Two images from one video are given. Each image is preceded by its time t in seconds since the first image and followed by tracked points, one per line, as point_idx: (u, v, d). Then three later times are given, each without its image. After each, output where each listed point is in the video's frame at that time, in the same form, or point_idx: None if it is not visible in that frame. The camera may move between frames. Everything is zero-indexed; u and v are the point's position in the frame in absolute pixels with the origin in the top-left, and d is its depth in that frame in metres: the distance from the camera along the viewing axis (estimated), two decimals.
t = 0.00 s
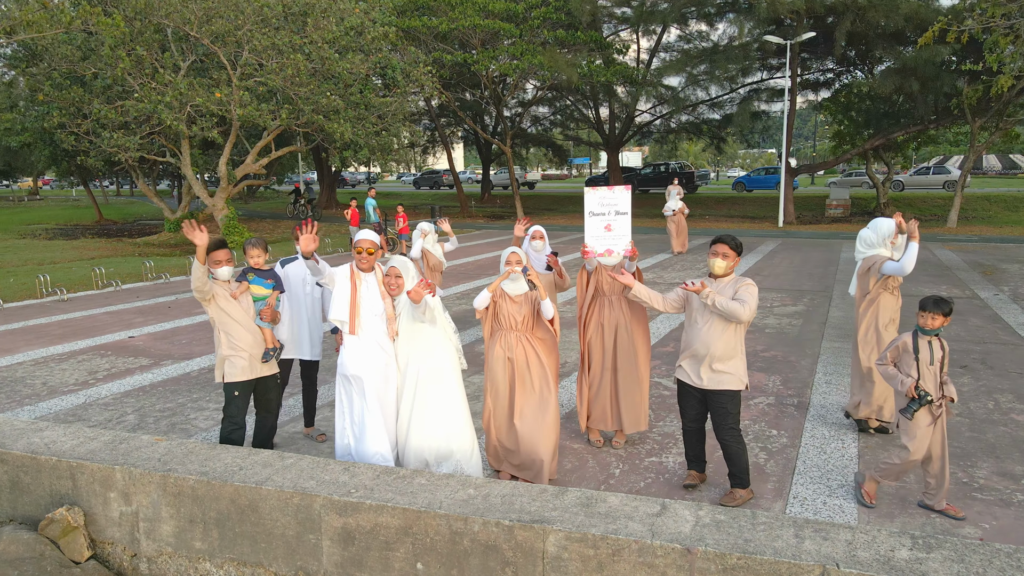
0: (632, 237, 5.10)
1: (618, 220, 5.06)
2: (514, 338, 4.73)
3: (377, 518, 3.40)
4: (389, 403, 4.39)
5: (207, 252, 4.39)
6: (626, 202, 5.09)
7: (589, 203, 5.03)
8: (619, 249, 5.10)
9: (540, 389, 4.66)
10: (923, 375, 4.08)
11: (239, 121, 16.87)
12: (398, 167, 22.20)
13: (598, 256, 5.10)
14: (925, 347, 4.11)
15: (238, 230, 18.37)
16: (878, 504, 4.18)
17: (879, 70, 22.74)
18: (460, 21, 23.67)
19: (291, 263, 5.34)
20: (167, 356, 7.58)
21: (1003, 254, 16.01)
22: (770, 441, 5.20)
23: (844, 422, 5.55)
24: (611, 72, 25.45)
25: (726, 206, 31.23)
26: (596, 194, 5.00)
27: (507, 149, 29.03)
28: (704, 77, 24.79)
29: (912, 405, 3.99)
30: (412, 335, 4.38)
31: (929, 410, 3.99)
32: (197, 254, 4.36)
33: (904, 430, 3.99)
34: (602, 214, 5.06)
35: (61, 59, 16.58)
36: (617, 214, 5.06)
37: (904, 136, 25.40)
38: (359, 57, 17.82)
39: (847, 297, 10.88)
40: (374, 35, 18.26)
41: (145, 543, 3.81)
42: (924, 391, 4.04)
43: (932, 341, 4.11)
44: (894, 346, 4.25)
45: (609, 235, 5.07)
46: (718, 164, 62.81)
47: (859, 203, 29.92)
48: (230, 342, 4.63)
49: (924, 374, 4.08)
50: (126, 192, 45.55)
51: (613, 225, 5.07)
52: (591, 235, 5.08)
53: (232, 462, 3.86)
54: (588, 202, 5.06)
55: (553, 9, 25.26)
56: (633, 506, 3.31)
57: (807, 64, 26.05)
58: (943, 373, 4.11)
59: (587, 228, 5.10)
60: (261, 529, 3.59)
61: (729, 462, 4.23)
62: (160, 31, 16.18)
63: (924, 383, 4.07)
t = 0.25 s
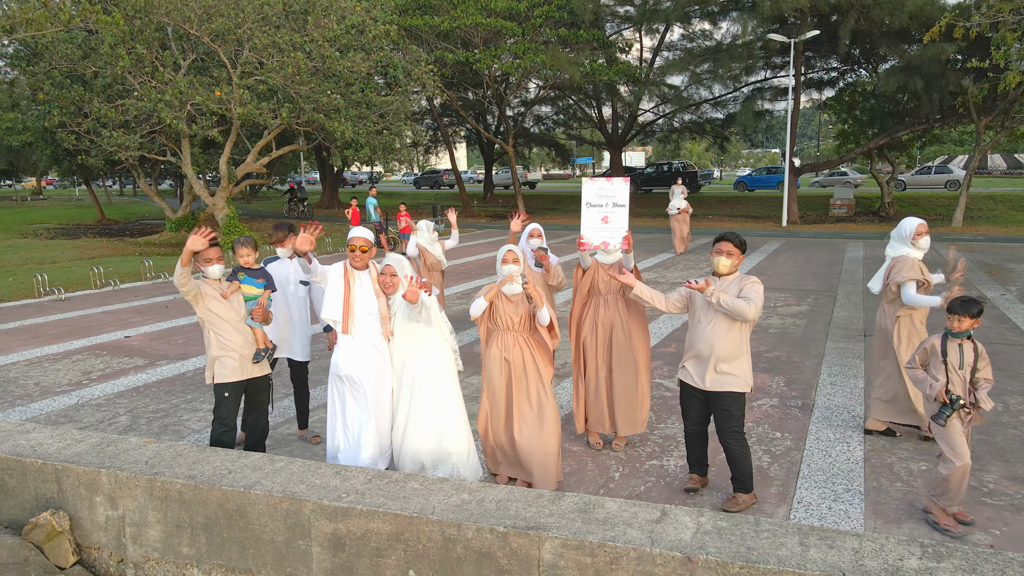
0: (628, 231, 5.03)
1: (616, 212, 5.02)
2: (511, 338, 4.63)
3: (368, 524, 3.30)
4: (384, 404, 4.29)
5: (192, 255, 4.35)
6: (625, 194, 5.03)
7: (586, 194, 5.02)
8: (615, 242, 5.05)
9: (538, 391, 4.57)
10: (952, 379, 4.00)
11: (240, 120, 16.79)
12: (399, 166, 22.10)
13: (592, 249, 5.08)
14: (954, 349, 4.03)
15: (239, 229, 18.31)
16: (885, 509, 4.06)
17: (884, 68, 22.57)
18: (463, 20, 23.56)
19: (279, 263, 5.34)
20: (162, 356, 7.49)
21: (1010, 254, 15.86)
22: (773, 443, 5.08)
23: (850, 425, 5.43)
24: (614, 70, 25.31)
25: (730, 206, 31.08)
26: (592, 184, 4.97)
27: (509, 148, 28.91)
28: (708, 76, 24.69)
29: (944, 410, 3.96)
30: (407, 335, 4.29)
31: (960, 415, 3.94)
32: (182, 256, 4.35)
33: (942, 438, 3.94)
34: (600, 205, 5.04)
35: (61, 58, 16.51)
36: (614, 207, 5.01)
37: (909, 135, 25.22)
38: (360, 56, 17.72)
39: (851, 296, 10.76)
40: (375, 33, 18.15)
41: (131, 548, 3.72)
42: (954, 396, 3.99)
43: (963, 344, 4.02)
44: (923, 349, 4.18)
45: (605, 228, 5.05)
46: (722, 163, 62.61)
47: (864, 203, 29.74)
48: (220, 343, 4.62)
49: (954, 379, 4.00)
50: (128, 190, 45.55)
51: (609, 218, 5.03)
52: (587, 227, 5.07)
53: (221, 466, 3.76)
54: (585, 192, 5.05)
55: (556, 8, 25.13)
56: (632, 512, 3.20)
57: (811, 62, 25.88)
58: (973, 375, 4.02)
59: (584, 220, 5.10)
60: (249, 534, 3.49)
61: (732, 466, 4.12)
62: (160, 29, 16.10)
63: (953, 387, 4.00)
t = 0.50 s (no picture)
0: (626, 221, 4.96)
1: (615, 203, 4.96)
2: (509, 337, 4.54)
3: (359, 529, 3.20)
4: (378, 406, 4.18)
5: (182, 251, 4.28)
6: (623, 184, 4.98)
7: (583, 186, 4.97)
8: (613, 234, 5.00)
9: (536, 392, 4.46)
10: (987, 393, 3.75)
11: (240, 118, 16.72)
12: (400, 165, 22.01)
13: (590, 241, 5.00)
14: (991, 359, 3.76)
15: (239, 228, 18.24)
16: (892, 513, 3.96)
17: (888, 66, 22.40)
18: (465, 18, 23.46)
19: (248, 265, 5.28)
20: (158, 355, 7.40)
21: (1016, 253, 15.73)
22: (777, 446, 4.97)
23: (855, 427, 5.32)
24: (617, 69, 25.18)
25: (733, 205, 30.93)
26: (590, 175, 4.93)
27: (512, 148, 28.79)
28: (711, 75, 24.61)
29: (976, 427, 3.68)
30: (403, 335, 4.18)
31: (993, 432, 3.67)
32: (173, 252, 4.26)
33: (976, 458, 3.67)
34: (597, 196, 4.97)
35: (61, 56, 16.45)
36: (612, 197, 4.95)
37: (914, 134, 25.05)
38: (361, 54, 17.63)
39: (856, 296, 10.65)
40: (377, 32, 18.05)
41: (118, 553, 3.63)
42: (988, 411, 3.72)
43: (1000, 353, 3.75)
44: (956, 359, 3.92)
45: (603, 219, 4.99)
46: (725, 163, 62.41)
47: (868, 202, 29.59)
48: (211, 343, 4.54)
49: (990, 393, 3.75)
50: (131, 190, 45.55)
51: (608, 209, 4.96)
52: (585, 219, 5.00)
53: (210, 469, 3.66)
54: (583, 183, 5.01)
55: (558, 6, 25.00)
56: (632, 518, 3.10)
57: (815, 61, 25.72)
58: (1011, 387, 3.75)
59: (582, 212, 5.03)
60: (237, 539, 3.40)
61: (736, 469, 4.01)
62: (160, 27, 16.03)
63: (989, 401, 3.74)
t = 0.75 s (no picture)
0: (623, 210, 4.91)
1: (611, 194, 4.86)
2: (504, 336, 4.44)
3: (349, 535, 3.10)
4: (372, 407, 4.07)
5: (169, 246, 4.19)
6: (619, 172, 4.86)
7: (579, 176, 4.83)
8: (610, 223, 4.93)
9: (535, 392, 4.36)
10: None
11: (240, 117, 16.66)
12: (403, 164, 21.93)
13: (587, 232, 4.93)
14: None
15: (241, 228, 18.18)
16: (900, 518, 3.84)
17: (893, 65, 22.23)
18: (467, 17, 23.37)
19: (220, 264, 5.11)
20: (154, 355, 7.32)
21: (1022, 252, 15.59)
22: (781, 448, 4.86)
23: (862, 428, 5.21)
24: (619, 67, 25.07)
25: (737, 205, 30.77)
26: (586, 166, 4.78)
27: (515, 147, 28.70)
28: (714, 73, 24.38)
29: None
30: (398, 334, 4.09)
31: None
32: (161, 248, 4.16)
33: None
34: (593, 186, 4.86)
35: (61, 55, 16.40)
36: (608, 188, 4.84)
37: (919, 133, 24.89)
38: (362, 52, 17.55)
39: (861, 296, 10.52)
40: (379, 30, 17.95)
41: (103, 557, 3.54)
42: None
43: None
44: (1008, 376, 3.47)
45: (600, 209, 4.90)
46: (729, 163, 62.24)
47: (873, 201, 29.42)
48: (203, 341, 4.46)
49: None
50: (134, 189, 45.59)
51: (604, 200, 4.87)
52: (582, 211, 4.91)
53: (197, 472, 3.56)
54: (578, 174, 4.86)
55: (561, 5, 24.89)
56: (630, 523, 2.99)
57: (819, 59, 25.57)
58: None
59: (578, 203, 4.92)
60: (224, 544, 3.30)
61: (739, 472, 3.91)
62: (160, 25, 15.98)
63: None
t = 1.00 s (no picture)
0: (618, 208, 4.93)
1: (606, 189, 4.90)
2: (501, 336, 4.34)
3: (339, 540, 2.99)
4: (366, 409, 3.97)
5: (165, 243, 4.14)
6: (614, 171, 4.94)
7: (574, 171, 4.90)
8: (604, 221, 4.92)
9: (532, 394, 4.26)
10: None
11: (241, 115, 16.59)
12: (404, 163, 21.82)
13: (581, 228, 4.90)
14: None
15: (241, 227, 18.10)
16: (909, 523, 3.73)
17: (898, 63, 22.06)
18: (470, 15, 23.24)
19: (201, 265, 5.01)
20: (149, 355, 7.23)
21: None
22: (786, 450, 4.75)
23: (868, 430, 5.09)
24: (623, 66, 24.92)
25: (741, 204, 30.61)
26: (581, 161, 4.86)
27: (517, 147, 28.59)
28: (718, 72, 24.17)
29: None
30: (392, 333, 3.99)
31: None
32: (156, 244, 4.12)
33: None
34: (588, 181, 4.91)
35: (62, 53, 16.35)
36: (603, 184, 4.90)
37: (925, 131, 24.71)
38: (363, 50, 17.45)
39: (867, 296, 10.40)
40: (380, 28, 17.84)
41: (88, 561, 3.45)
42: None
43: None
44: None
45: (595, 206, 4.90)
46: (732, 162, 62.00)
47: (878, 201, 29.23)
48: (194, 340, 4.38)
49: None
50: (137, 189, 45.58)
51: (599, 196, 4.91)
52: (577, 206, 4.92)
53: (184, 474, 3.47)
54: (573, 170, 4.94)
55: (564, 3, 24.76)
56: (629, 529, 2.88)
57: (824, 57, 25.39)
58: None
59: (573, 199, 4.95)
60: (211, 550, 3.20)
61: (743, 476, 3.79)
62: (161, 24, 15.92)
63: None
